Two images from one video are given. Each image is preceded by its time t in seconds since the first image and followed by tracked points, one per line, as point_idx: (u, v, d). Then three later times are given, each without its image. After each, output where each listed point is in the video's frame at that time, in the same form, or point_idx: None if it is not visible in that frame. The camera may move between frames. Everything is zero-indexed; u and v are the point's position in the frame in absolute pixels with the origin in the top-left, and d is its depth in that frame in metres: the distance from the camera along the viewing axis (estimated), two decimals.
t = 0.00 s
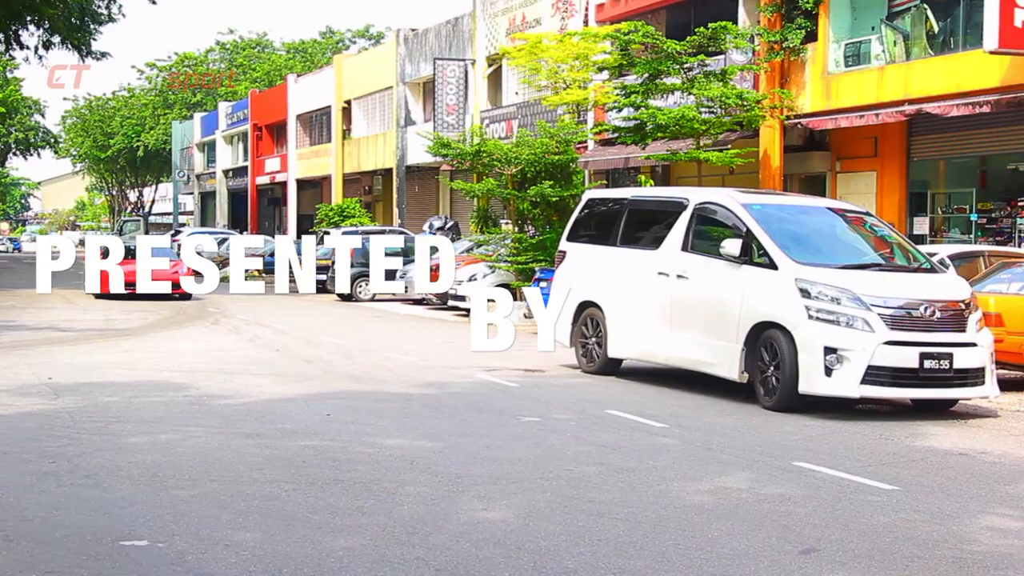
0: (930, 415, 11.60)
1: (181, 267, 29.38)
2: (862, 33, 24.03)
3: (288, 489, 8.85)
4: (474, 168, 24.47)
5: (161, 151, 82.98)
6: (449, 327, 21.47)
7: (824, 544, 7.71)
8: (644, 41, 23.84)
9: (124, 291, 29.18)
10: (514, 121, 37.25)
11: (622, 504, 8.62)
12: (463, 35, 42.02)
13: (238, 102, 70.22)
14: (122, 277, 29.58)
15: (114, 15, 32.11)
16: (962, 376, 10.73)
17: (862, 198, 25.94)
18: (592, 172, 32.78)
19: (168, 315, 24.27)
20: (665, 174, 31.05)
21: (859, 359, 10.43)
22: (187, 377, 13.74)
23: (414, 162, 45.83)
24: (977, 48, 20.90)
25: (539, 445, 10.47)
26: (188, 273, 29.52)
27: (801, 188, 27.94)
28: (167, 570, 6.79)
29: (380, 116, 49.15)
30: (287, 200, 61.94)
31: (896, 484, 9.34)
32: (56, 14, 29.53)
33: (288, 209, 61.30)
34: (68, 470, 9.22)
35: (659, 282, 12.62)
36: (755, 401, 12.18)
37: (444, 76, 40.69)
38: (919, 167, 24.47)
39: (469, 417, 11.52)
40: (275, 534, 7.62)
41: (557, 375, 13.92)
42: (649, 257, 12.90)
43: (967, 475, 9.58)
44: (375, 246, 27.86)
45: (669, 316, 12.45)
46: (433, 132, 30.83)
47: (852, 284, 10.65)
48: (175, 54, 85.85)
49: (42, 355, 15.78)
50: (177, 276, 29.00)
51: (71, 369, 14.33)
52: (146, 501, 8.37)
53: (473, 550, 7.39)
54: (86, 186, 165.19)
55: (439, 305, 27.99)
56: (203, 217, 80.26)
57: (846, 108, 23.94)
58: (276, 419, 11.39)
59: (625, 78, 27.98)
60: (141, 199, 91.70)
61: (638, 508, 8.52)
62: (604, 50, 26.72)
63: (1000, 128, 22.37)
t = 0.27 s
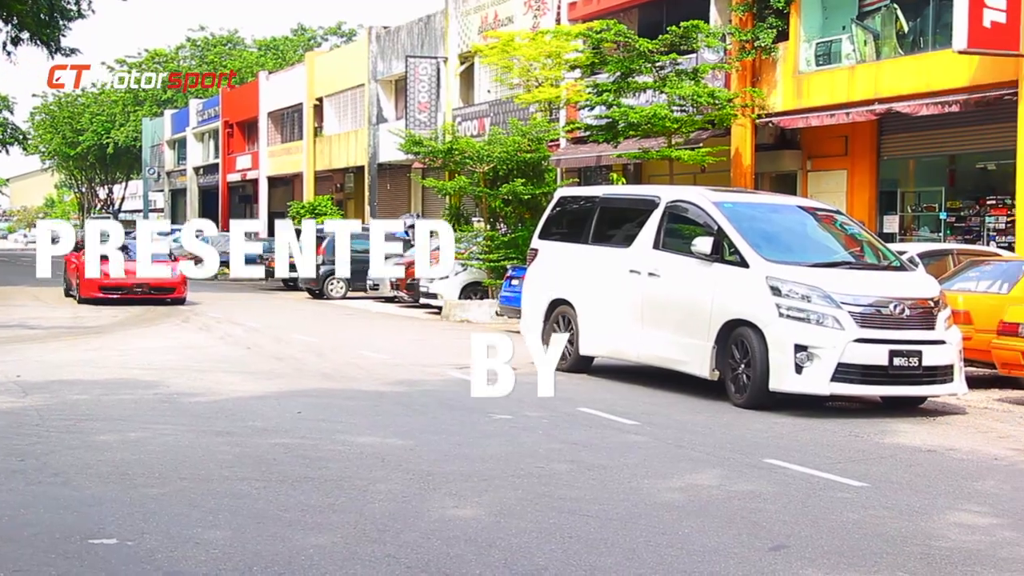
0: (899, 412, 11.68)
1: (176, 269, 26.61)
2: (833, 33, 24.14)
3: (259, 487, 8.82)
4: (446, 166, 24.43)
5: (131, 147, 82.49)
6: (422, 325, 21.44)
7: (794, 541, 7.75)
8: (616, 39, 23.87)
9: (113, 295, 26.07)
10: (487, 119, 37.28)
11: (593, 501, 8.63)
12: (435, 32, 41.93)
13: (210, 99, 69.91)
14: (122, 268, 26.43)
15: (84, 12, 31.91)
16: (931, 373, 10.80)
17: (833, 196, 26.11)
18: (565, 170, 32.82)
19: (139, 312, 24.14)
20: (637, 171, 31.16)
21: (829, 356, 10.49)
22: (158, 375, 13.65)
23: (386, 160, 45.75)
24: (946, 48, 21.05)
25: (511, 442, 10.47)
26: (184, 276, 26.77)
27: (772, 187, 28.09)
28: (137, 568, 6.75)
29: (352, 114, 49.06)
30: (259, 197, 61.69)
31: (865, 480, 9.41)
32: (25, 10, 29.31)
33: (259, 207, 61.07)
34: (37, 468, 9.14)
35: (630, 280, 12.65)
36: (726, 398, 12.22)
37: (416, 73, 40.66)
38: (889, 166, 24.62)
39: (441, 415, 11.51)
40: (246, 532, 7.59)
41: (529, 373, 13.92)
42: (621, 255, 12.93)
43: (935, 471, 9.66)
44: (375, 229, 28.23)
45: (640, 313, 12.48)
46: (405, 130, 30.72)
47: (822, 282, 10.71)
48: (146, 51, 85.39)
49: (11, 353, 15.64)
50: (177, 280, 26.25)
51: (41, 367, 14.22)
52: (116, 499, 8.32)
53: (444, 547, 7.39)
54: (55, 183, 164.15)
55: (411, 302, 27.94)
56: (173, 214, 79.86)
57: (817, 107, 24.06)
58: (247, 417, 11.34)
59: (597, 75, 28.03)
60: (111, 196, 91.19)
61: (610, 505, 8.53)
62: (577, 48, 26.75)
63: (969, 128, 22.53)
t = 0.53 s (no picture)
0: (864, 408, 11.75)
1: (169, 270, 23.56)
2: (799, 31, 24.23)
3: (226, 484, 8.77)
4: (414, 163, 24.33)
5: (97, 144, 81.86)
6: (389, 322, 21.40)
7: (761, 536, 7.78)
8: (584, 36, 23.92)
9: (100, 299, 22.96)
10: (455, 116, 37.27)
11: (561, 498, 8.64)
12: (403, 29, 41.81)
13: (176, 95, 69.45)
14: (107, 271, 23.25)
15: (48, 6, 31.64)
16: (896, 370, 10.89)
17: (800, 194, 26.22)
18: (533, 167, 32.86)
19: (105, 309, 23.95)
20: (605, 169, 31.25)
21: (795, 353, 10.54)
22: (123, 372, 13.54)
23: (354, 156, 45.64)
24: (911, 46, 21.19)
25: (479, 440, 10.45)
26: (179, 277, 23.72)
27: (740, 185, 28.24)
28: (102, 567, 6.69)
29: (319, 110, 48.91)
30: (226, 194, 61.39)
31: (832, 476, 9.47)
32: None
33: (227, 204, 60.78)
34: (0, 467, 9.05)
35: (599, 277, 12.66)
36: (693, 395, 12.26)
37: (383, 70, 40.56)
38: (856, 163, 24.77)
39: (409, 412, 11.49)
40: (213, 530, 7.55)
41: (497, 370, 13.91)
42: (589, 252, 12.94)
43: (901, 467, 9.73)
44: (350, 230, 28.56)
45: (608, 311, 12.49)
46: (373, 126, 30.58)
47: (788, 279, 10.76)
48: (112, 46, 84.71)
49: None
50: (171, 283, 23.21)
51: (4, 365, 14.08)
52: (81, 497, 8.24)
53: (412, 544, 7.37)
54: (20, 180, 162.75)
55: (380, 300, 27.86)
56: (140, 211, 79.39)
57: (784, 105, 24.19)
58: (213, 415, 11.28)
59: (565, 73, 28.06)
60: (76, 193, 90.45)
61: (578, 502, 8.54)
62: (545, 45, 26.74)
63: (934, 126, 22.68)
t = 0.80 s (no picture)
0: (834, 406, 11.82)
1: (166, 271, 21.63)
2: (770, 29, 24.35)
3: (196, 483, 8.73)
4: (385, 161, 24.24)
5: (65, 141, 81.23)
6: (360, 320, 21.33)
7: (732, 533, 7.81)
8: (556, 34, 23.97)
9: (90, 304, 21.02)
10: (426, 113, 37.21)
11: (532, 496, 8.64)
12: (374, 26, 41.68)
13: (145, 92, 68.98)
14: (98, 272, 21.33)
15: (16, 2, 31.39)
16: (866, 368, 10.96)
17: (770, 192, 26.32)
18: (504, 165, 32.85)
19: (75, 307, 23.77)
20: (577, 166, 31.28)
21: (766, 351, 10.59)
22: (93, 371, 13.44)
23: (325, 154, 45.48)
24: (880, 45, 21.32)
25: (450, 438, 10.44)
26: (176, 279, 21.76)
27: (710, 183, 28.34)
28: (71, 567, 6.64)
29: (290, 108, 48.77)
30: (196, 192, 61.06)
31: (802, 473, 9.51)
32: None
33: (196, 202, 60.41)
34: None
35: (570, 275, 12.67)
36: (664, 393, 12.29)
37: (354, 67, 40.45)
38: (825, 162, 24.91)
39: (381, 410, 11.46)
40: (183, 528, 7.51)
41: (468, 368, 13.90)
42: (560, 250, 12.95)
43: (870, 464, 9.79)
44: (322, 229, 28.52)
45: (579, 308, 12.50)
46: (344, 124, 30.40)
47: (758, 277, 10.80)
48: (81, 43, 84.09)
49: None
50: (169, 285, 21.27)
51: None
52: (50, 496, 8.18)
53: (383, 543, 7.35)
54: None
55: (351, 297, 27.78)
56: (109, 209, 78.86)
57: (754, 103, 24.30)
58: (183, 413, 11.22)
59: (536, 71, 28.05)
60: (44, 190, 89.73)
61: (549, 500, 8.54)
62: (517, 43, 26.72)
63: (903, 124, 22.82)
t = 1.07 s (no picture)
0: (797, 404, 11.87)
1: (167, 273, 19.49)
2: (737, 30, 24.45)
3: (161, 482, 8.67)
4: (352, 160, 24.17)
5: (29, 139, 80.57)
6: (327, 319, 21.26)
7: (697, 531, 7.83)
8: (522, 33, 24.00)
9: (85, 311, 18.86)
10: (394, 112, 37.13)
11: (498, 495, 8.63)
12: (341, 25, 41.58)
13: (110, 90, 68.50)
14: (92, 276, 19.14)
15: None
16: (830, 366, 11.02)
17: (736, 192, 26.44)
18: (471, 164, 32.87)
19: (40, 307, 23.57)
20: (544, 166, 31.36)
21: (731, 350, 10.61)
22: (57, 370, 13.32)
23: (291, 153, 45.33)
24: (846, 46, 21.43)
25: (416, 437, 10.41)
26: (179, 282, 19.66)
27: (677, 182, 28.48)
28: (33, 568, 6.57)
29: (256, 106, 48.61)
30: (162, 191, 60.72)
31: (767, 472, 9.55)
32: None
33: (162, 200, 60.08)
34: None
35: (537, 274, 12.67)
36: (630, 392, 12.31)
37: (321, 66, 40.33)
38: (792, 162, 25.04)
39: (348, 409, 11.44)
40: (147, 528, 7.46)
41: (434, 368, 13.87)
42: (527, 249, 12.95)
43: (834, 462, 9.84)
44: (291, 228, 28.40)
45: (546, 307, 12.50)
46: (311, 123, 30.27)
47: (724, 276, 10.82)
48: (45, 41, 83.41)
49: None
50: (171, 291, 19.17)
51: None
52: (12, 497, 8.10)
53: (348, 542, 7.32)
54: None
55: (319, 297, 27.71)
56: (74, 208, 78.30)
57: (720, 103, 24.40)
58: (148, 413, 11.15)
59: (503, 70, 28.06)
60: (7, 189, 88.98)
61: (515, 498, 8.54)
62: (483, 42, 26.72)
63: (870, 125, 22.94)
